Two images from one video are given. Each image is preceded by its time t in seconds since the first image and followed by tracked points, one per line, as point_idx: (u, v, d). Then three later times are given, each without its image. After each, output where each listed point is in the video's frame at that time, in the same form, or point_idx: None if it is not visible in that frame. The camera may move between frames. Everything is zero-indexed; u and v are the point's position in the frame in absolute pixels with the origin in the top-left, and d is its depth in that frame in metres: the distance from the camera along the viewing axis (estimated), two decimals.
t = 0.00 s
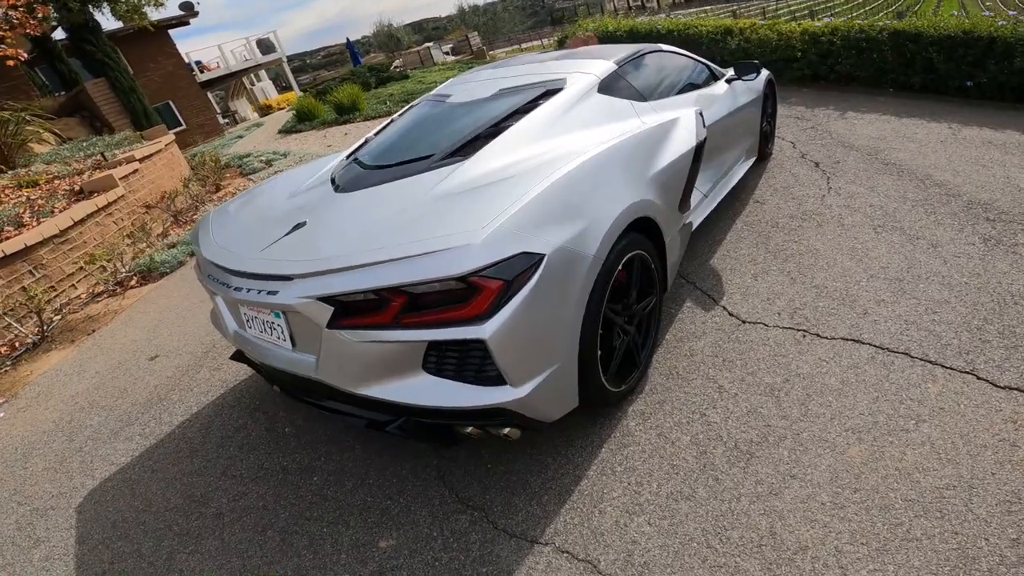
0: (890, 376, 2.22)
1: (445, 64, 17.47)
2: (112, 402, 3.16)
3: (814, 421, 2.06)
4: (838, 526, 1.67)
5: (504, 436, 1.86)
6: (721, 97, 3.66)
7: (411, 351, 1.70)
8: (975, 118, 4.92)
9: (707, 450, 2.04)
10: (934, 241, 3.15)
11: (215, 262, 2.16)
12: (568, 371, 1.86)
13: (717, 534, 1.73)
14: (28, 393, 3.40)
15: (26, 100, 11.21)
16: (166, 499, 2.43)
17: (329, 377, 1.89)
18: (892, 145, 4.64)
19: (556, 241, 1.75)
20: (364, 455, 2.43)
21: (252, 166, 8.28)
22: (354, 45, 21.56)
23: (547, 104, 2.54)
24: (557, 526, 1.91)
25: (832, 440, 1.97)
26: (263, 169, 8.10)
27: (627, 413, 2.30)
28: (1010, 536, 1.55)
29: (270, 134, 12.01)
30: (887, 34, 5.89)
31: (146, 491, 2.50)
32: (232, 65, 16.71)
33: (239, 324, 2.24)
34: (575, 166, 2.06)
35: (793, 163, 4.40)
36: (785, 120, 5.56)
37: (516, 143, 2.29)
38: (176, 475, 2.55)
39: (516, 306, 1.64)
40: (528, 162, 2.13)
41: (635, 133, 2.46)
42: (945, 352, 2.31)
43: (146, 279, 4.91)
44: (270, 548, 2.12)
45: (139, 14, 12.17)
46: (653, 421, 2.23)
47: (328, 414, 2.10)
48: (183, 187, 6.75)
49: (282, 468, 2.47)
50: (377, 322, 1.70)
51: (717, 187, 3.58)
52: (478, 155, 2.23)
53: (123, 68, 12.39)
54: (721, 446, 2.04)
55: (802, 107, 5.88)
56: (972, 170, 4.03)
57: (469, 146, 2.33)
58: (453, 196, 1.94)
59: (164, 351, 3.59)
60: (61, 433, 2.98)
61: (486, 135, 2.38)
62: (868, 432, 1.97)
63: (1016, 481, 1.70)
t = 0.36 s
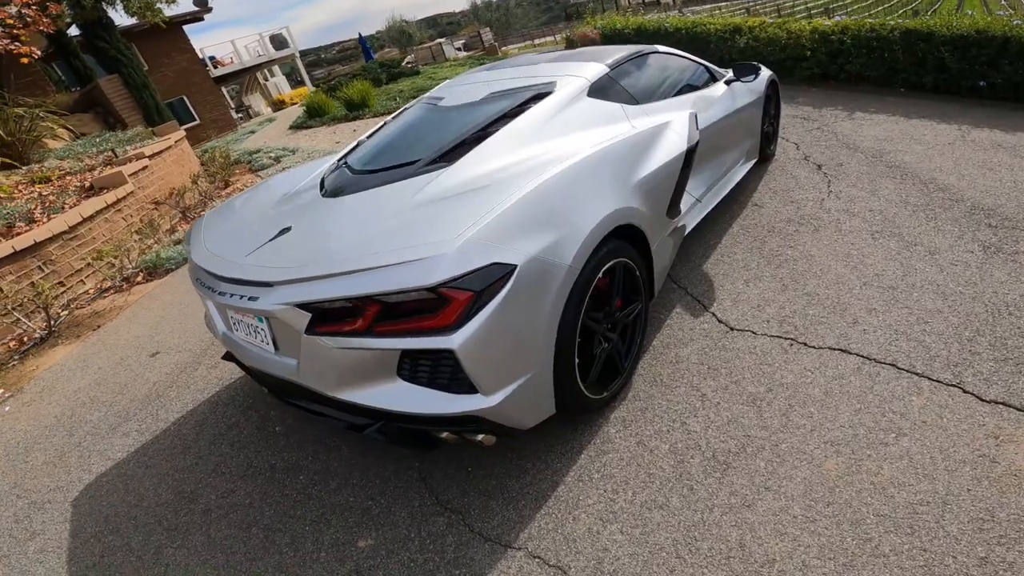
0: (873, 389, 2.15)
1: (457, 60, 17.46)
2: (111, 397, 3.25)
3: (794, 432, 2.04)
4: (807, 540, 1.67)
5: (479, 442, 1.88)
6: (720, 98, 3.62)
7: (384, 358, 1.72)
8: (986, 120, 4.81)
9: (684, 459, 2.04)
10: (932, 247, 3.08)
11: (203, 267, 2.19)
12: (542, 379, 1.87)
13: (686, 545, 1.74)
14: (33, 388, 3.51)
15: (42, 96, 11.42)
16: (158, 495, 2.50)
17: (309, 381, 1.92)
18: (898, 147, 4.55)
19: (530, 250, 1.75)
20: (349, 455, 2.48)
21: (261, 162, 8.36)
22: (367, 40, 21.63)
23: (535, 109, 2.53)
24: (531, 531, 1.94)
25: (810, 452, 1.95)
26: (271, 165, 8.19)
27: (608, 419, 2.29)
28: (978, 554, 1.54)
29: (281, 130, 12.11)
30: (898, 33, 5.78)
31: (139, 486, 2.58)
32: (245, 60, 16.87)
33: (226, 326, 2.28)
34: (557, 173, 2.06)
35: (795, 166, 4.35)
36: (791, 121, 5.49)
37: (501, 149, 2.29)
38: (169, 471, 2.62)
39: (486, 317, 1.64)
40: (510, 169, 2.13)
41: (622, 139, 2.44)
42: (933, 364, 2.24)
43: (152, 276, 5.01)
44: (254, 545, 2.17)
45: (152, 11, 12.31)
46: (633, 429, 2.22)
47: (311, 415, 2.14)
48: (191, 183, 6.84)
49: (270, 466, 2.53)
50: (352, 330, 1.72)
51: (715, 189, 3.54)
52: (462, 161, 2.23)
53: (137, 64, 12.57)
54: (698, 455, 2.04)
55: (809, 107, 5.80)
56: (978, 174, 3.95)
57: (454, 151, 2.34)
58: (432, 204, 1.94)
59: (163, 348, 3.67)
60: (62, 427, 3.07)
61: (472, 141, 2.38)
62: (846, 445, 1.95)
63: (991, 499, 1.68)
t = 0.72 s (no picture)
0: (861, 400, 2.10)
1: (467, 57, 17.43)
2: (109, 394, 3.30)
3: (778, 443, 2.00)
4: (783, 555, 1.65)
5: (456, 447, 1.88)
6: (720, 99, 3.57)
7: (360, 364, 1.72)
8: (997, 122, 4.70)
9: (666, 468, 2.01)
10: (932, 253, 3.02)
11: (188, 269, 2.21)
12: (520, 387, 1.85)
13: (662, 556, 1.73)
14: (35, 383, 3.58)
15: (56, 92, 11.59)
16: (149, 492, 2.55)
17: (290, 384, 1.93)
18: (905, 149, 4.47)
19: (507, 257, 1.73)
20: (336, 455, 2.50)
21: (268, 159, 8.42)
22: (378, 37, 21.69)
23: (524, 111, 2.50)
24: (509, 537, 1.94)
25: (793, 463, 1.91)
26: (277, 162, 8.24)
27: (593, 426, 2.27)
28: (956, 573, 1.51)
29: (290, 127, 12.18)
30: (909, 32, 5.67)
31: (131, 483, 2.63)
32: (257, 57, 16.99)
33: (213, 327, 2.30)
34: (540, 177, 2.03)
35: (797, 167, 4.28)
36: (796, 121, 5.41)
37: (486, 151, 2.26)
38: (161, 469, 2.67)
39: (460, 325, 1.63)
40: (494, 172, 2.11)
41: (612, 141, 2.40)
42: (925, 375, 2.17)
43: (156, 272, 5.08)
44: (238, 542, 2.21)
45: (161, 9, 12.36)
46: (617, 435, 2.20)
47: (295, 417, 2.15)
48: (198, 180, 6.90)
49: (258, 465, 2.56)
50: (328, 336, 1.73)
51: (712, 190, 3.49)
52: (447, 164, 2.21)
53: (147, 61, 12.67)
54: (681, 464, 2.01)
55: (815, 108, 5.72)
56: (985, 177, 3.86)
57: (441, 154, 2.33)
58: (413, 208, 1.93)
59: (162, 345, 3.72)
60: (61, 423, 3.13)
61: (459, 143, 2.36)
62: (831, 456, 1.91)
63: (974, 515, 1.64)
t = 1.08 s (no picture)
0: (844, 422, 1.99)
1: (472, 56, 17.38)
2: (94, 399, 3.30)
3: (755, 462, 1.92)
4: None
5: (422, 463, 1.86)
6: (713, 102, 3.49)
7: (321, 380, 1.70)
8: (1003, 123, 4.58)
9: (640, 486, 1.96)
10: (928, 261, 2.91)
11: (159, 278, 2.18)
12: (487, 404, 1.81)
13: None
14: (22, 387, 3.58)
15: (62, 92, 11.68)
16: (125, 499, 2.54)
17: (256, 397, 1.91)
18: (906, 152, 4.36)
19: (469, 273, 1.69)
20: (312, 465, 2.48)
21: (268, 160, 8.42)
22: (384, 36, 21.69)
23: (503, 116, 2.44)
24: (476, 554, 1.90)
25: (770, 484, 1.84)
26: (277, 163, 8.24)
27: (569, 440, 2.22)
28: None
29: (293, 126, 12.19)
30: (913, 32, 5.55)
31: (108, 490, 2.62)
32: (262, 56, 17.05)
33: (186, 336, 2.28)
34: (511, 187, 1.98)
35: (795, 170, 4.19)
36: (796, 122, 5.31)
37: (461, 159, 2.21)
38: (138, 476, 2.66)
39: (416, 344, 1.59)
40: (466, 182, 2.06)
41: (591, 147, 2.34)
42: (913, 392, 2.06)
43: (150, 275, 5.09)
44: (210, 551, 2.20)
45: (161, 9, 12.33)
46: (592, 450, 2.15)
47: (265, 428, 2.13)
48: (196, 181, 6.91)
49: (234, 474, 2.55)
50: (288, 352, 1.70)
51: (704, 194, 3.41)
52: (420, 172, 2.17)
53: (148, 62, 12.71)
54: (655, 482, 1.96)
55: (817, 109, 5.61)
56: (987, 181, 3.76)
57: (416, 162, 2.29)
58: (379, 220, 1.89)
59: (149, 349, 3.71)
60: (45, 428, 3.13)
61: (434, 150, 2.31)
62: (810, 478, 1.82)
63: (954, 541, 1.56)
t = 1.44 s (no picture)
0: (830, 439, 1.94)
1: (484, 54, 17.37)
2: (94, 400, 3.35)
3: (736, 480, 1.89)
4: None
5: (400, 475, 1.85)
6: (713, 106, 3.43)
7: (297, 393, 1.71)
8: (1017, 126, 4.46)
9: (619, 501, 1.94)
10: (928, 273, 2.81)
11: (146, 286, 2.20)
12: (462, 418, 1.80)
13: None
14: (26, 387, 3.65)
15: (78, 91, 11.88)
16: (117, 501, 2.58)
17: (237, 407, 1.93)
18: (914, 157, 4.25)
19: (443, 290, 1.68)
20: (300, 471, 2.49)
21: (277, 159, 8.49)
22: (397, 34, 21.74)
23: (490, 124, 2.41)
24: (453, 566, 1.90)
25: (749, 503, 1.80)
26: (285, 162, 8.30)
27: (552, 452, 2.20)
28: None
29: (304, 125, 12.27)
30: (926, 32, 5.43)
31: (101, 491, 2.66)
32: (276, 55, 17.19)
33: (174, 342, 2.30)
34: (491, 201, 1.96)
35: (799, 175, 4.11)
36: (803, 125, 5.22)
37: (445, 170, 2.19)
38: (132, 478, 2.70)
39: (387, 363, 1.58)
40: (448, 194, 2.05)
41: (578, 156, 2.30)
42: (903, 410, 1.99)
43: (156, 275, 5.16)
44: (196, 553, 2.23)
45: (174, 7, 12.44)
46: (575, 463, 2.13)
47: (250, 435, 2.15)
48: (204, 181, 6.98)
49: (224, 478, 2.57)
50: (263, 365, 1.71)
51: (702, 200, 3.35)
52: (403, 183, 2.15)
53: (160, 61, 12.86)
54: (634, 497, 1.94)
55: (826, 111, 5.52)
56: (997, 187, 3.65)
57: (401, 172, 2.28)
58: (358, 235, 1.89)
59: (150, 351, 3.76)
60: (45, 428, 3.19)
61: (419, 160, 2.30)
62: (791, 497, 1.79)
63: (929, 566, 1.52)
